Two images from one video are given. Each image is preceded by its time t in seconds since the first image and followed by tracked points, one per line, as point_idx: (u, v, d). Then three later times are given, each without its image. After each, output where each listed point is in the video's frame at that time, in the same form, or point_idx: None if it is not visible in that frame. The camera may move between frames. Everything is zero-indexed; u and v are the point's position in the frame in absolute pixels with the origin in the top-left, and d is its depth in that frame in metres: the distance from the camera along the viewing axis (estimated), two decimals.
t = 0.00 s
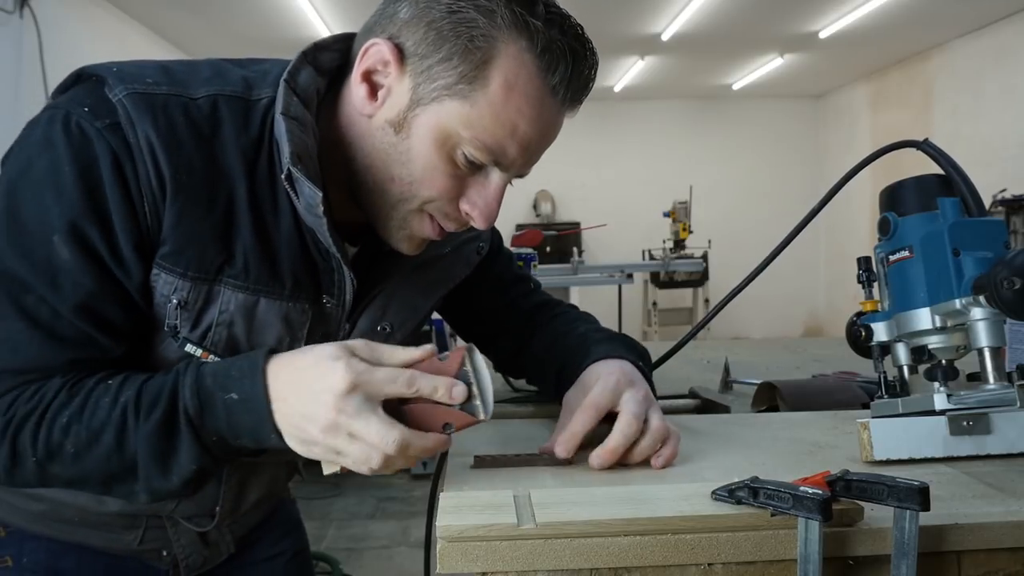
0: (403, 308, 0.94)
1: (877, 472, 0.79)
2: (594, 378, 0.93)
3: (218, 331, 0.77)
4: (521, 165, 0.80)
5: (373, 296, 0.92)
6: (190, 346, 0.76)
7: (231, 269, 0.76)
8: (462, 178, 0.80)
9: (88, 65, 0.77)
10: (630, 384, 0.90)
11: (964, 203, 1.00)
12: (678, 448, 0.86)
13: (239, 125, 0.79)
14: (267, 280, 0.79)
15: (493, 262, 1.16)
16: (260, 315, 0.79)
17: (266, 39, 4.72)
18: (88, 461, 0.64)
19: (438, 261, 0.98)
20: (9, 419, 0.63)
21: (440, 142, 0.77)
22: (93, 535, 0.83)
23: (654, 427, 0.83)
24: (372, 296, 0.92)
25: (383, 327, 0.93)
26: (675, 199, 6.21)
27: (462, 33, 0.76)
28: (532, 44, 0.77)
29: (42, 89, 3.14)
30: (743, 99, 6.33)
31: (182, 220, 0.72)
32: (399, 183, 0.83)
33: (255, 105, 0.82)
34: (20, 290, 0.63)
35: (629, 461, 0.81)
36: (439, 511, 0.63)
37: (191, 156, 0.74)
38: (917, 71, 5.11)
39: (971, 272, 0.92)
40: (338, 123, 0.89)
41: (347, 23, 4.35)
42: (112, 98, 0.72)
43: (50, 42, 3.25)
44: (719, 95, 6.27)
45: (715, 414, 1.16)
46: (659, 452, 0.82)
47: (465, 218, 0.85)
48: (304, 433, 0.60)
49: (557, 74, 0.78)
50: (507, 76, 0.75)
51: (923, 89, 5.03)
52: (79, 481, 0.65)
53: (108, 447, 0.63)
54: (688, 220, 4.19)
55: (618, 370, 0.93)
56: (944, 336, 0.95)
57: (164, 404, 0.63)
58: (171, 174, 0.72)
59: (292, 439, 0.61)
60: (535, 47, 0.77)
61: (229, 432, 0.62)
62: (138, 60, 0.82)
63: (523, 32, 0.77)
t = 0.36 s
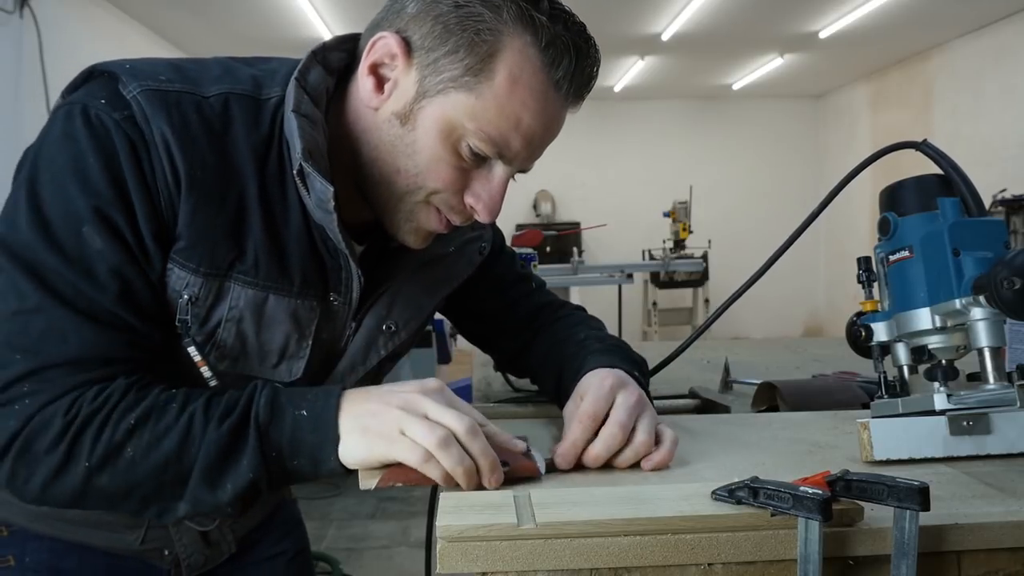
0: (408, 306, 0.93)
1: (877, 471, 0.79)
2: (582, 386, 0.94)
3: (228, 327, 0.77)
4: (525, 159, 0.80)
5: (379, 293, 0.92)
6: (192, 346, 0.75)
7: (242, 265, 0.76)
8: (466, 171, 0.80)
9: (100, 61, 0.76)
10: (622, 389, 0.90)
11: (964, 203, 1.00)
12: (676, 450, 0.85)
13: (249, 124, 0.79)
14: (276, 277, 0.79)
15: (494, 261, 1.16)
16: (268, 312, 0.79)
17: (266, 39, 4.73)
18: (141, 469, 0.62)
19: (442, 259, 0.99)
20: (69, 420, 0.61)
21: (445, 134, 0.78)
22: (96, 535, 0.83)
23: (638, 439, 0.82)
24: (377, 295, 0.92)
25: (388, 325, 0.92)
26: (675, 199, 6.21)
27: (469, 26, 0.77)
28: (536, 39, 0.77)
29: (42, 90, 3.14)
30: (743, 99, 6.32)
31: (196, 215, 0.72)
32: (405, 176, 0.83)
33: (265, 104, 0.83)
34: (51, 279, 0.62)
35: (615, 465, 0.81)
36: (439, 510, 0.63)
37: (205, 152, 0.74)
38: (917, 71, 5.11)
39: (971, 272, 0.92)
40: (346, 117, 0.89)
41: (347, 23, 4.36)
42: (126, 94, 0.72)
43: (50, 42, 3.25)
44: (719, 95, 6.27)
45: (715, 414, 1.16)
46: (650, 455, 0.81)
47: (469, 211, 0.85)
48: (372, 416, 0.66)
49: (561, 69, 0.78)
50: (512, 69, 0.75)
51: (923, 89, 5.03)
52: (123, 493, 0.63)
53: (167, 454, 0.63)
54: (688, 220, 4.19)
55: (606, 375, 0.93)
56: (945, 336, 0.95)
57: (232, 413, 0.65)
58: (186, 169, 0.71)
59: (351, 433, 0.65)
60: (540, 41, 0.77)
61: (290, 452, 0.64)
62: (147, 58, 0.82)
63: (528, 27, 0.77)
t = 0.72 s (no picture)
0: (411, 307, 0.94)
1: (877, 471, 0.79)
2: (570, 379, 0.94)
3: (230, 326, 0.77)
4: (532, 160, 0.80)
5: (382, 294, 0.92)
6: (183, 344, 0.75)
7: (245, 264, 0.76)
8: (473, 171, 0.80)
9: (105, 57, 0.77)
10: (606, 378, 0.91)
11: (964, 203, 1.00)
12: (669, 447, 0.85)
13: (255, 122, 0.79)
14: (280, 277, 0.79)
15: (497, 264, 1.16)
16: (271, 311, 0.79)
17: (266, 39, 4.73)
18: (116, 460, 0.62)
19: (445, 261, 0.99)
20: (45, 410, 0.61)
21: (453, 133, 0.78)
22: (97, 536, 0.83)
23: (632, 422, 0.83)
24: (381, 295, 0.92)
25: (391, 326, 0.91)
26: (675, 199, 6.22)
27: (478, 26, 0.77)
28: (545, 39, 0.77)
29: (42, 90, 3.13)
30: (743, 99, 6.33)
31: (199, 213, 0.72)
32: (412, 175, 0.83)
33: (270, 103, 0.83)
34: (38, 275, 0.62)
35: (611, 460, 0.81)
36: (438, 511, 0.63)
37: (208, 149, 0.74)
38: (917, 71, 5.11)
39: (971, 272, 0.92)
40: (353, 117, 0.90)
41: (347, 23, 4.36)
42: (130, 91, 0.72)
43: (50, 42, 3.25)
44: (719, 95, 6.27)
45: (715, 414, 1.16)
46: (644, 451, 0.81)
47: (474, 212, 0.85)
48: (354, 409, 0.65)
49: (570, 70, 0.78)
50: (521, 69, 0.75)
51: (923, 89, 5.03)
52: (99, 486, 0.63)
53: (143, 445, 0.62)
54: (688, 220, 4.19)
55: (591, 366, 0.94)
56: (944, 336, 0.95)
57: (209, 404, 0.64)
58: (189, 166, 0.71)
59: (331, 425, 0.64)
60: (549, 42, 0.77)
61: (268, 442, 0.64)
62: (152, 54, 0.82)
63: (538, 27, 0.77)
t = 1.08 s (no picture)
0: (410, 305, 0.94)
1: (877, 472, 0.79)
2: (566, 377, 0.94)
3: (229, 324, 0.77)
4: (529, 157, 0.80)
5: (381, 292, 0.92)
6: (187, 343, 0.76)
7: (243, 261, 0.76)
8: (470, 168, 0.80)
9: (101, 55, 0.76)
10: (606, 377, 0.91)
11: (964, 203, 1.00)
12: (657, 449, 0.85)
13: (253, 119, 0.79)
14: (279, 274, 0.79)
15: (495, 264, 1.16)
16: (270, 309, 0.79)
17: (266, 39, 4.73)
18: (134, 461, 0.62)
19: (443, 258, 0.99)
20: (60, 412, 0.61)
21: (450, 130, 0.78)
22: (95, 537, 0.83)
23: (627, 421, 0.83)
24: (379, 293, 0.92)
25: (390, 324, 0.92)
26: (675, 199, 6.22)
27: (476, 23, 0.77)
28: (544, 37, 0.77)
29: (42, 90, 3.14)
30: (743, 99, 6.32)
31: (197, 211, 0.72)
32: (409, 172, 0.83)
33: (268, 100, 0.83)
34: (42, 272, 0.62)
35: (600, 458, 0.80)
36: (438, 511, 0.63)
37: (206, 146, 0.74)
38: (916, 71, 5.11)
39: (971, 272, 0.92)
40: (350, 113, 0.89)
41: (347, 23, 4.36)
42: (128, 88, 0.72)
43: (50, 42, 3.25)
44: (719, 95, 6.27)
45: (715, 413, 1.16)
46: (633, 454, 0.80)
47: (471, 208, 0.85)
48: (372, 408, 0.66)
49: (568, 68, 0.78)
50: (519, 67, 0.75)
51: (923, 89, 5.03)
52: (114, 488, 0.62)
53: (159, 445, 0.62)
54: (688, 220, 4.19)
55: (588, 365, 0.95)
56: (945, 336, 0.95)
57: (226, 406, 0.65)
58: (188, 164, 0.71)
59: (351, 425, 0.65)
60: (547, 40, 0.77)
61: (286, 442, 0.64)
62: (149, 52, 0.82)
63: (537, 25, 0.77)
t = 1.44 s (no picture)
0: (411, 301, 0.94)
1: (877, 471, 0.79)
2: (577, 383, 0.95)
3: (233, 319, 0.77)
4: (532, 154, 0.81)
5: (382, 288, 0.92)
6: (196, 337, 0.76)
7: (248, 256, 0.76)
8: (474, 164, 0.80)
9: (103, 50, 0.76)
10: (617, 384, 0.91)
11: (964, 203, 1.00)
12: (663, 451, 0.86)
13: (256, 114, 0.79)
14: (283, 269, 0.79)
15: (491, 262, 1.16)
16: (274, 303, 0.79)
17: (266, 39, 4.73)
18: (153, 454, 0.62)
19: (444, 254, 0.99)
20: (78, 406, 0.61)
21: (456, 125, 0.77)
22: (93, 539, 0.83)
23: (638, 428, 0.83)
24: (381, 288, 0.92)
25: (392, 319, 0.92)
26: (675, 199, 6.22)
27: (484, 19, 0.76)
28: (550, 35, 0.77)
29: (42, 90, 3.14)
30: (743, 99, 6.32)
31: (202, 205, 0.72)
32: (413, 167, 0.83)
33: (270, 95, 0.83)
34: (52, 265, 0.62)
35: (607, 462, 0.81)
36: (439, 510, 0.63)
37: (211, 141, 0.74)
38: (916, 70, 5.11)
39: (971, 272, 0.92)
40: (353, 108, 0.89)
41: (347, 23, 4.36)
42: (131, 82, 0.72)
43: (49, 42, 3.25)
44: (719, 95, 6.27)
45: (715, 414, 1.16)
46: (638, 454, 0.81)
47: (474, 204, 0.85)
48: (383, 401, 0.67)
49: (573, 66, 0.79)
50: (526, 63, 0.75)
51: (923, 89, 5.03)
52: (132, 482, 0.62)
53: (181, 437, 0.62)
54: (688, 220, 4.19)
55: (603, 373, 0.94)
56: (944, 336, 0.95)
57: (247, 397, 0.65)
58: (193, 157, 0.71)
59: (362, 417, 0.66)
60: (553, 38, 0.78)
61: (303, 435, 0.65)
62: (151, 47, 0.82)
63: (542, 24, 0.78)
